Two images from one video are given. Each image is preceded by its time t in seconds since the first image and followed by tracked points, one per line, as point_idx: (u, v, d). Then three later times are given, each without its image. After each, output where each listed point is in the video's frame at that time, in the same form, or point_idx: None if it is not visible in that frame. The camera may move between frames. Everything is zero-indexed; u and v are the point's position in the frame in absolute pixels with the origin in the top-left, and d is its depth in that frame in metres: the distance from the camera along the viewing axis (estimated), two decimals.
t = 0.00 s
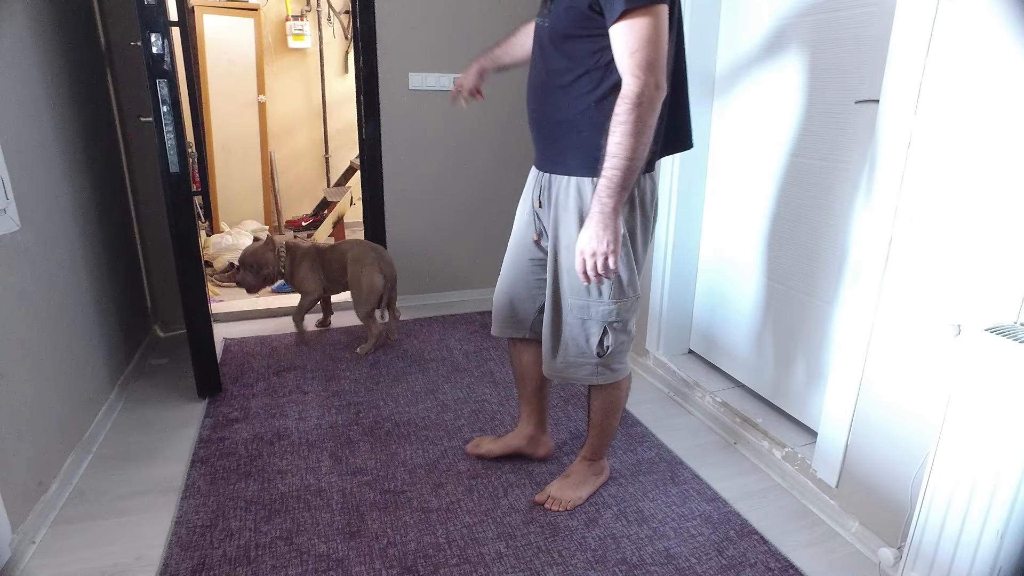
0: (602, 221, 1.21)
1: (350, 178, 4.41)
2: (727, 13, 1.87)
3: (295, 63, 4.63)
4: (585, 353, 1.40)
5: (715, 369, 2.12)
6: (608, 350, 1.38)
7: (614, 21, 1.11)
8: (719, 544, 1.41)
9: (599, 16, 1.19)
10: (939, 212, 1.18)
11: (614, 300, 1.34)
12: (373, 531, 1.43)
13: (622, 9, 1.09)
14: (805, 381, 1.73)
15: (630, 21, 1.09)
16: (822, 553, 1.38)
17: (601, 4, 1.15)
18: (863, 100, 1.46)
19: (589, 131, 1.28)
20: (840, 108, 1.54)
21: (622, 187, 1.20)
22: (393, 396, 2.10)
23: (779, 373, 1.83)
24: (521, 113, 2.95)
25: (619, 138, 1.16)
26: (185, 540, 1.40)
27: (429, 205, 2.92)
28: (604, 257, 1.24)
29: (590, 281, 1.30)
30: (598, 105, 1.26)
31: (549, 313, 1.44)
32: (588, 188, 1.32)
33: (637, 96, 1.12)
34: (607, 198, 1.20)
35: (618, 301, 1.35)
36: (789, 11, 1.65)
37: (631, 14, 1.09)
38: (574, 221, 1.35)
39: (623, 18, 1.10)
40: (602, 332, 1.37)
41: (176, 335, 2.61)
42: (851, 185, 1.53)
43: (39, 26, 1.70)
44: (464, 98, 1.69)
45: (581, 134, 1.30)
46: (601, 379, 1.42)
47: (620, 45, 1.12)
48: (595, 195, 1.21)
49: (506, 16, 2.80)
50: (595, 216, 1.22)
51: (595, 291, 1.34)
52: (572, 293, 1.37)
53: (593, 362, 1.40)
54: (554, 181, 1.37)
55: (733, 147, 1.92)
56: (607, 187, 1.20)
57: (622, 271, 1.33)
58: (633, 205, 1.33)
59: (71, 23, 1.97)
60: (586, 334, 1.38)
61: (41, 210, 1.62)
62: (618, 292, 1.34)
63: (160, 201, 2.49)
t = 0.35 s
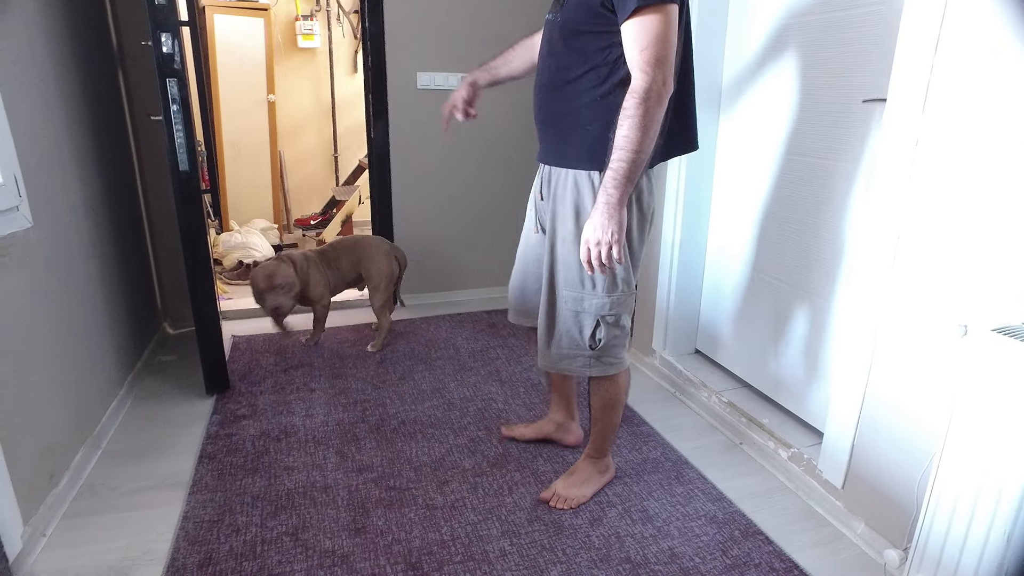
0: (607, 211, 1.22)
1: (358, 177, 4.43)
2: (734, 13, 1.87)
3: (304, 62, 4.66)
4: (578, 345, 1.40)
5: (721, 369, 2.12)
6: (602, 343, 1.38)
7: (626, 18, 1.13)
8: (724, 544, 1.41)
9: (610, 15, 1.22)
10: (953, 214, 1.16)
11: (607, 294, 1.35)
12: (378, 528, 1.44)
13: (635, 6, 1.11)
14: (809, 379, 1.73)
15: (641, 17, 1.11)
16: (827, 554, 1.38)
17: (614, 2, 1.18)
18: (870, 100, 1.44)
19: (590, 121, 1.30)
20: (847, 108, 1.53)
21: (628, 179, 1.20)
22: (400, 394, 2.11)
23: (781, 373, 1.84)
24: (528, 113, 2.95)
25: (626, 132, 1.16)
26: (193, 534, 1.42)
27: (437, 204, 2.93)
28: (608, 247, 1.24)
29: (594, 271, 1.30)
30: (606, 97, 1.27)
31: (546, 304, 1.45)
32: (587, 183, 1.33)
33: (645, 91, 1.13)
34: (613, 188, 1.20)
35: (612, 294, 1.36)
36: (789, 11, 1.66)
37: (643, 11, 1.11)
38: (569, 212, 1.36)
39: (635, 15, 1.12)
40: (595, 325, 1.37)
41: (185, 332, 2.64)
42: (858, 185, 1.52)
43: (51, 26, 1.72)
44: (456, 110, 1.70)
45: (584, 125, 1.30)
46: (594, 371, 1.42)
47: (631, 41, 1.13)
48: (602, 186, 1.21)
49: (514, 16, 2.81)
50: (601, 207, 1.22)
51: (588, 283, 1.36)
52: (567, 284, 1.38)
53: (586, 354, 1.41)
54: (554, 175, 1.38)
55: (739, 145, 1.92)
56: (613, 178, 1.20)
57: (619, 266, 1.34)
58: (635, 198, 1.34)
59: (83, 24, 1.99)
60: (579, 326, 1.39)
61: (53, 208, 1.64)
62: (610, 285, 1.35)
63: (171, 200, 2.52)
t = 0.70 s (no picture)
0: (596, 201, 1.23)
1: (369, 176, 4.45)
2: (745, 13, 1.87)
3: (314, 61, 4.69)
4: (558, 334, 1.42)
5: (731, 369, 2.11)
6: (579, 333, 1.40)
7: (620, 21, 1.16)
8: (733, 543, 1.40)
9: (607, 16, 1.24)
10: (968, 212, 1.15)
11: (587, 285, 1.36)
12: (387, 524, 1.45)
13: (630, 11, 1.14)
14: (820, 380, 1.71)
15: (635, 22, 1.14)
16: (838, 555, 1.37)
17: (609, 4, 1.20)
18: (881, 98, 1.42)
19: (582, 118, 1.30)
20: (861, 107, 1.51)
21: (617, 173, 1.21)
22: (409, 391, 2.11)
23: (792, 373, 1.82)
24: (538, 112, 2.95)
25: (618, 127, 1.18)
26: (203, 528, 1.43)
27: (446, 203, 2.94)
28: (594, 236, 1.25)
29: (582, 258, 1.31)
30: (597, 96, 1.29)
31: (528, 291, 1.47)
32: (573, 174, 1.33)
33: (637, 89, 1.15)
34: (602, 179, 1.22)
35: (591, 286, 1.36)
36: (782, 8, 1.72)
37: (638, 16, 1.14)
38: (555, 201, 1.36)
39: (629, 19, 1.15)
40: (573, 315, 1.38)
41: (196, 329, 2.66)
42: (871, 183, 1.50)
43: (66, 25, 1.74)
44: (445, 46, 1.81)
45: (574, 122, 1.31)
46: (576, 359, 1.43)
47: (623, 43, 1.16)
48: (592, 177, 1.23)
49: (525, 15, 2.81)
50: (590, 197, 1.23)
51: (570, 273, 1.37)
52: (548, 272, 1.39)
53: (563, 343, 1.42)
54: (542, 165, 1.38)
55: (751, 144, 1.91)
56: (603, 170, 1.22)
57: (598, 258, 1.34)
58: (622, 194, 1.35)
59: (98, 23, 2.01)
60: (559, 314, 1.40)
61: (68, 206, 1.66)
62: (591, 276, 1.35)
63: (183, 198, 2.54)
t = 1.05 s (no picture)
0: (601, 196, 1.24)
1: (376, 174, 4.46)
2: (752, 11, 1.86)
3: (322, 60, 4.70)
4: (544, 326, 1.42)
5: (738, 367, 2.10)
6: (564, 326, 1.40)
7: (619, 21, 1.16)
8: (740, 542, 1.39)
9: (606, 15, 1.25)
10: (982, 210, 1.14)
11: (575, 278, 1.36)
12: (395, 521, 1.45)
13: (629, 10, 1.14)
14: (827, 380, 1.70)
15: (633, 22, 1.15)
16: (845, 554, 1.36)
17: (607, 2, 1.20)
18: (888, 95, 1.39)
19: (585, 115, 1.30)
20: (867, 103, 1.48)
21: (620, 169, 1.22)
22: (416, 389, 2.12)
23: (799, 372, 1.81)
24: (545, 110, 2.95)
25: (621, 123, 1.19)
26: (212, 524, 1.44)
27: (453, 201, 2.94)
28: (600, 229, 1.26)
29: (590, 250, 1.31)
30: (599, 93, 1.29)
31: (521, 284, 1.46)
32: (571, 168, 1.33)
33: (639, 86, 1.15)
34: (607, 174, 1.23)
35: (579, 279, 1.36)
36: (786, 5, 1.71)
37: (636, 15, 1.14)
38: (550, 194, 1.35)
39: (628, 18, 1.15)
40: (560, 307, 1.39)
41: (204, 326, 2.67)
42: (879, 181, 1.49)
43: (76, 23, 1.75)
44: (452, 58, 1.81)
45: (575, 119, 1.30)
46: (560, 354, 1.43)
47: (623, 43, 1.17)
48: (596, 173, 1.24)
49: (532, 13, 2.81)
50: (596, 191, 1.24)
51: (559, 265, 1.36)
52: (539, 264, 1.38)
53: (548, 335, 1.42)
54: (542, 162, 1.38)
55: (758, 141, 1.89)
56: (608, 166, 1.22)
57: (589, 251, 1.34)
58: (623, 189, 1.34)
59: (108, 22, 2.02)
60: (546, 307, 1.40)
61: (79, 203, 1.67)
62: (580, 268, 1.36)
63: (192, 197, 2.55)
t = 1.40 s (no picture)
0: (603, 192, 1.24)
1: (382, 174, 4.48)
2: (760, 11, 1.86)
3: (329, 61, 4.72)
4: (571, 325, 1.42)
5: (745, 369, 2.10)
6: (591, 324, 1.40)
7: (622, 18, 1.17)
8: (747, 544, 1.39)
9: (609, 13, 1.25)
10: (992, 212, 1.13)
11: (600, 275, 1.36)
12: (401, 520, 1.46)
13: (631, 7, 1.15)
14: (835, 381, 1.70)
15: (637, 19, 1.15)
16: (852, 557, 1.35)
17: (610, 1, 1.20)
18: (898, 95, 1.38)
19: (591, 114, 1.30)
20: (875, 102, 1.47)
21: (623, 165, 1.22)
22: (422, 389, 2.13)
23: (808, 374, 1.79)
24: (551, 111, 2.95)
25: (624, 120, 1.19)
26: (220, 522, 1.44)
27: (460, 201, 2.94)
28: (603, 226, 1.26)
29: (591, 247, 1.31)
30: (603, 91, 1.29)
31: (543, 285, 1.47)
32: (578, 167, 1.33)
33: (642, 83, 1.15)
34: (609, 171, 1.23)
35: (604, 276, 1.36)
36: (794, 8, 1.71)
37: (639, 13, 1.15)
38: (564, 196, 1.36)
39: (632, 16, 1.15)
40: (587, 306, 1.39)
41: (212, 326, 2.69)
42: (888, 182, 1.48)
43: (87, 24, 1.76)
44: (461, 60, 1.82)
45: (581, 118, 1.31)
46: (586, 353, 1.43)
47: (626, 41, 1.17)
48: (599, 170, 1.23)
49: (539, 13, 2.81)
50: (597, 187, 1.24)
51: (582, 264, 1.37)
52: (562, 264, 1.39)
53: (577, 334, 1.42)
54: (552, 161, 1.39)
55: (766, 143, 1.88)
56: (611, 163, 1.22)
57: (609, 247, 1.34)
58: (629, 186, 1.35)
59: (118, 23, 2.04)
60: (573, 306, 1.40)
61: (90, 203, 1.69)
62: (603, 267, 1.35)
63: (199, 197, 2.56)
